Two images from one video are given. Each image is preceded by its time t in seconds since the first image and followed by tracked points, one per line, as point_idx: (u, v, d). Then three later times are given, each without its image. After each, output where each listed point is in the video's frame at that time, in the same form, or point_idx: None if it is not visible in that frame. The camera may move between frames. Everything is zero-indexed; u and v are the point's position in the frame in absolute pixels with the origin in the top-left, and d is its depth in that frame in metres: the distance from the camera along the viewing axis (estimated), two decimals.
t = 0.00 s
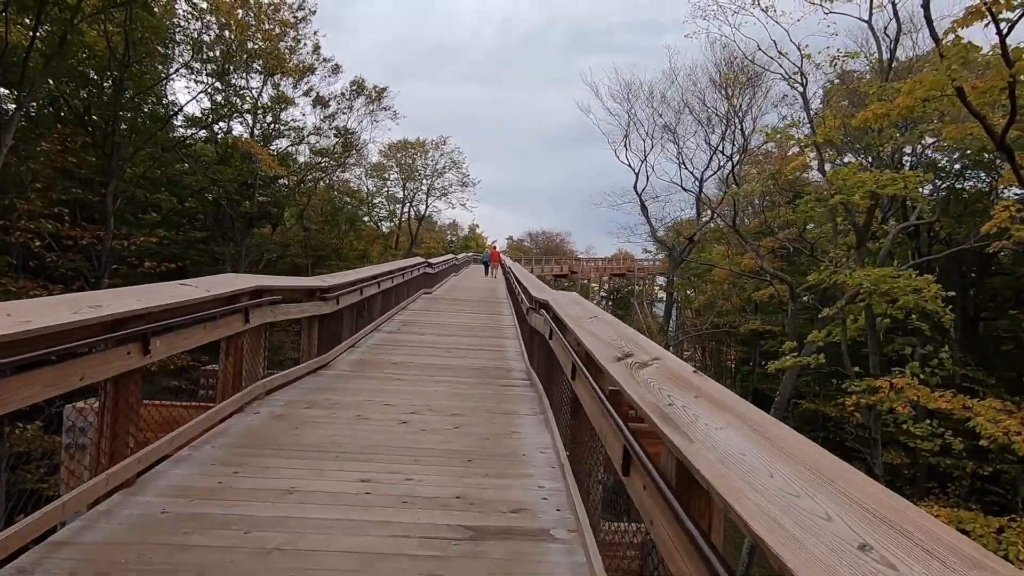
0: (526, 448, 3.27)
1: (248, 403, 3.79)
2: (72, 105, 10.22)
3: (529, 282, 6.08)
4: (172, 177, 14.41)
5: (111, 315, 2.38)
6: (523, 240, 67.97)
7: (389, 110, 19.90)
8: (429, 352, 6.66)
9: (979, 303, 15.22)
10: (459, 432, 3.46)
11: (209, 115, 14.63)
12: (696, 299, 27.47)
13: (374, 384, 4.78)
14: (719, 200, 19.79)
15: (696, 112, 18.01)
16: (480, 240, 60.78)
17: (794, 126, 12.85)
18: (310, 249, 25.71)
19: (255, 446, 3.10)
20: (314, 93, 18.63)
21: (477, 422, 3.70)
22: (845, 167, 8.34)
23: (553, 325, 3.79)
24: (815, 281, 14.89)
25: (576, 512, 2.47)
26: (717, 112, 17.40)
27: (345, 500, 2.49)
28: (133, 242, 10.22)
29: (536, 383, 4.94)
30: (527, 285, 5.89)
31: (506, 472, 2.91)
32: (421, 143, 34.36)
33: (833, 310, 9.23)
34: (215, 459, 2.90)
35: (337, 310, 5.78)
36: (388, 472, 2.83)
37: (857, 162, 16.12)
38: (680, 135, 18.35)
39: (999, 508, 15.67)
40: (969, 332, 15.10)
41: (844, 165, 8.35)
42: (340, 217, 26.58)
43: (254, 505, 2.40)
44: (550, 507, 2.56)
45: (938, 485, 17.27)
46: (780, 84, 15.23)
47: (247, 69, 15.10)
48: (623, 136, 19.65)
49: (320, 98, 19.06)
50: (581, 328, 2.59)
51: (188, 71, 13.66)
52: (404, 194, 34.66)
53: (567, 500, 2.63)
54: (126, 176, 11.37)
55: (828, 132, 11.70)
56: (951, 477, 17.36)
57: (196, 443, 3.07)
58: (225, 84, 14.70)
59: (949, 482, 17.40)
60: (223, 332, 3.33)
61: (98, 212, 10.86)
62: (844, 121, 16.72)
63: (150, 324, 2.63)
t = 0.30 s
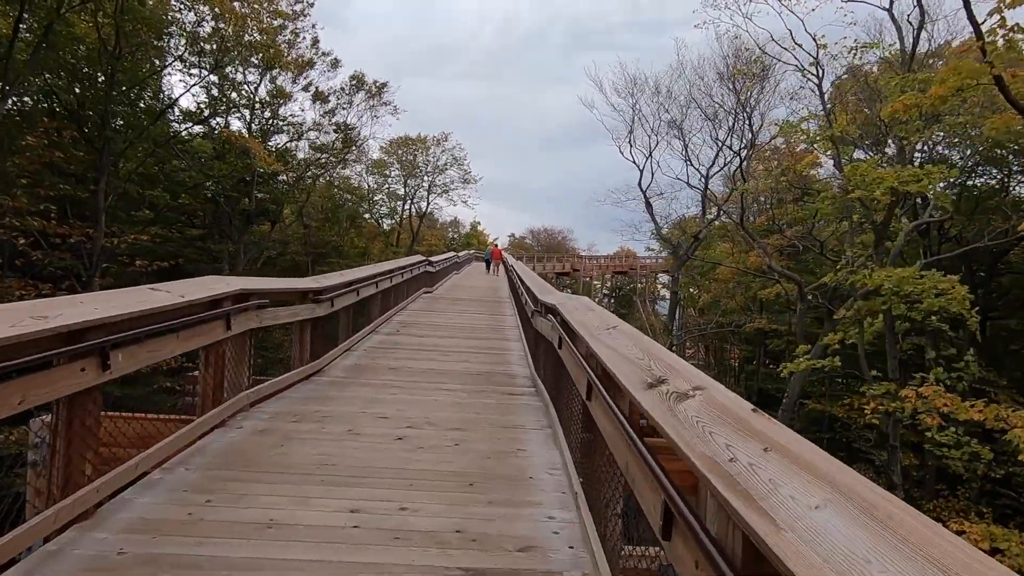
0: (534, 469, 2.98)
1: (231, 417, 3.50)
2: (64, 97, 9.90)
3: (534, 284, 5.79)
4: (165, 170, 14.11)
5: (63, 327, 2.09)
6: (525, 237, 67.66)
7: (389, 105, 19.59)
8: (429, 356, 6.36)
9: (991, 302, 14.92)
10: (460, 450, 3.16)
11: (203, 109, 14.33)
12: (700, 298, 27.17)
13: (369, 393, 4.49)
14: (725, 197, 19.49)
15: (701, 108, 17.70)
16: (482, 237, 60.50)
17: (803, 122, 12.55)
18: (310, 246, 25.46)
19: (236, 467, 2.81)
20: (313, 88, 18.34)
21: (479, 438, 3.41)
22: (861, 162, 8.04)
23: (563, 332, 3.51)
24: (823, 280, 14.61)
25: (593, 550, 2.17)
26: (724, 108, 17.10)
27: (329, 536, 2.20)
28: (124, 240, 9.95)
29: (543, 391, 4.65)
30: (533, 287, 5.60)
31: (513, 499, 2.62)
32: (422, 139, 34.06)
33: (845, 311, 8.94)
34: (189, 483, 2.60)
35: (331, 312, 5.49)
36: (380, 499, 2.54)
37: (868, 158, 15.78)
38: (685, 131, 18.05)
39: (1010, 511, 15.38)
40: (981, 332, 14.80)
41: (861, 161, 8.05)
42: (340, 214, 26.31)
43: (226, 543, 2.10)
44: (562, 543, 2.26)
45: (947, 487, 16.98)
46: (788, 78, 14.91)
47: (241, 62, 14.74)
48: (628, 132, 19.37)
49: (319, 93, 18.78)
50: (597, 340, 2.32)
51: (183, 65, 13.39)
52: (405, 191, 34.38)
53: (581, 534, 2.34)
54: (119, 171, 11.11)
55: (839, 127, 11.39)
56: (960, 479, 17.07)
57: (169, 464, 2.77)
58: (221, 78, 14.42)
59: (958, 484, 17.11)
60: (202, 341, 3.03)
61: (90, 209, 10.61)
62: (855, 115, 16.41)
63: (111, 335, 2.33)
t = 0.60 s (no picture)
0: (533, 487, 2.69)
1: (202, 428, 3.19)
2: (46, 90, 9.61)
3: (534, 282, 5.50)
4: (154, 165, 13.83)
5: None
6: (525, 235, 67.36)
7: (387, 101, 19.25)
8: (423, 357, 6.06)
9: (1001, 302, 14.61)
10: (452, 466, 2.86)
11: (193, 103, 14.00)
12: (701, 296, 26.91)
13: (357, 399, 4.19)
14: (728, 194, 19.20)
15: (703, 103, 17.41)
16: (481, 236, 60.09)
17: (808, 116, 12.27)
18: (306, 244, 25.18)
19: (199, 487, 2.50)
20: (309, 83, 18.02)
21: (474, 451, 3.11)
22: (874, 155, 7.75)
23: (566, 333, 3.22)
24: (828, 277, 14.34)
25: None
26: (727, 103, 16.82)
27: (296, 573, 1.89)
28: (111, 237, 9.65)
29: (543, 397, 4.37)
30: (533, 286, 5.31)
31: (510, 524, 2.32)
32: (421, 136, 33.75)
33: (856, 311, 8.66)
34: (143, 508, 2.30)
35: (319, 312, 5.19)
36: (359, 526, 2.23)
37: (875, 154, 15.48)
38: (686, 127, 17.75)
39: (1018, 514, 15.11)
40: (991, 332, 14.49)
41: (876, 154, 7.74)
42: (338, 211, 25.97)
43: None
44: None
45: (953, 489, 16.72)
46: (792, 72, 14.61)
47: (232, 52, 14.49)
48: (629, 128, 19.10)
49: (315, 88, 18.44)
50: (606, 344, 2.03)
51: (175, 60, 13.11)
52: (404, 188, 34.06)
53: (588, 569, 2.04)
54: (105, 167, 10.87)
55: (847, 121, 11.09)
56: (967, 481, 16.79)
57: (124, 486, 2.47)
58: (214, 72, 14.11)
59: (966, 486, 16.83)
60: (164, 344, 2.73)
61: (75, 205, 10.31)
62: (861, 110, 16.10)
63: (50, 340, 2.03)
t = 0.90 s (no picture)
0: (535, 520, 2.38)
1: (172, 447, 2.90)
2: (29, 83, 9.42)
3: (537, 284, 5.21)
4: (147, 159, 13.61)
5: None
6: (527, 232, 66.98)
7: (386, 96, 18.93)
8: (420, 361, 5.76)
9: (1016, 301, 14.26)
10: (445, 494, 2.56)
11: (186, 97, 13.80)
12: (706, 294, 26.58)
13: (347, 411, 3.89)
14: (734, 191, 18.85)
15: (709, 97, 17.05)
16: (483, 233, 59.71)
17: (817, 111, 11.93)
18: (306, 241, 24.92)
19: (157, 520, 2.21)
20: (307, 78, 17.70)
21: (470, 475, 2.80)
22: (893, 150, 7.48)
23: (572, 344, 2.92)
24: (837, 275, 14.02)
25: None
26: (733, 98, 16.47)
27: None
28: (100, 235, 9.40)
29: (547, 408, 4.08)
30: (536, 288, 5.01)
31: (510, 569, 2.02)
32: (422, 132, 33.43)
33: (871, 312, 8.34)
34: (88, 548, 2.00)
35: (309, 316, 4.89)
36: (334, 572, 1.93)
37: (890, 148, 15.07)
38: (692, 121, 17.42)
39: None
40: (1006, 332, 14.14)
41: (895, 148, 7.43)
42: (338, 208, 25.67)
43: None
44: None
45: (964, 491, 16.41)
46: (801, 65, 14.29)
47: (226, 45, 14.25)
48: (632, 124, 18.78)
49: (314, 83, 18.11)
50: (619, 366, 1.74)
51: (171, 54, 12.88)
52: (405, 185, 33.74)
53: None
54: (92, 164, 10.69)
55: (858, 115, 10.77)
56: (978, 484, 16.47)
57: (71, 520, 2.17)
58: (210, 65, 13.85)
59: (976, 488, 16.52)
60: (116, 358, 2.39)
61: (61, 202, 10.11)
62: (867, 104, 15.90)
63: None
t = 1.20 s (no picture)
0: (543, 557, 2.06)
1: (138, 464, 2.60)
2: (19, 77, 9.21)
3: (543, 284, 4.91)
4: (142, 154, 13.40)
5: None
6: (531, 231, 66.71)
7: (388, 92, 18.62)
8: (419, 365, 5.45)
9: None
10: (439, 525, 2.24)
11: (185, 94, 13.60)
12: (712, 295, 26.22)
13: (336, 421, 3.58)
14: (742, 189, 18.49)
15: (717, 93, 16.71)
16: (486, 232, 59.37)
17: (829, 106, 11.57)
18: (308, 240, 24.69)
19: (103, 556, 1.91)
20: (308, 74, 17.45)
21: (470, 499, 2.48)
22: (918, 143, 7.17)
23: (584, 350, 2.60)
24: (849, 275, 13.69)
25: None
26: (741, 94, 16.12)
27: None
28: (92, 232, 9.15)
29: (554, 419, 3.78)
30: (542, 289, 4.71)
31: None
32: (425, 131, 33.14)
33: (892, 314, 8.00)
34: None
35: (299, 317, 4.57)
36: None
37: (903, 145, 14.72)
38: (700, 118, 17.08)
39: None
40: None
41: (919, 141, 7.11)
42: (340, 206, 25.42)
43: None
44: None
45: (979, 497, 16.03)
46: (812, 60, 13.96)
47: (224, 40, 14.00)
48: (637, 121, 18.47)
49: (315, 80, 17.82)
50: (653, 382, 1.43)
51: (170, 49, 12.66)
52: (408, 183, 33.45)
53: None
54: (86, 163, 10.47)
55: (873, 110, 10.43)
56: (994, 489, 16.08)
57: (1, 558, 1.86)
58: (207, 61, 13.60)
59: (992, 494, 16.13)
60: (64, 367, 2.09)
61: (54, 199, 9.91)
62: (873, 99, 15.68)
63: None
